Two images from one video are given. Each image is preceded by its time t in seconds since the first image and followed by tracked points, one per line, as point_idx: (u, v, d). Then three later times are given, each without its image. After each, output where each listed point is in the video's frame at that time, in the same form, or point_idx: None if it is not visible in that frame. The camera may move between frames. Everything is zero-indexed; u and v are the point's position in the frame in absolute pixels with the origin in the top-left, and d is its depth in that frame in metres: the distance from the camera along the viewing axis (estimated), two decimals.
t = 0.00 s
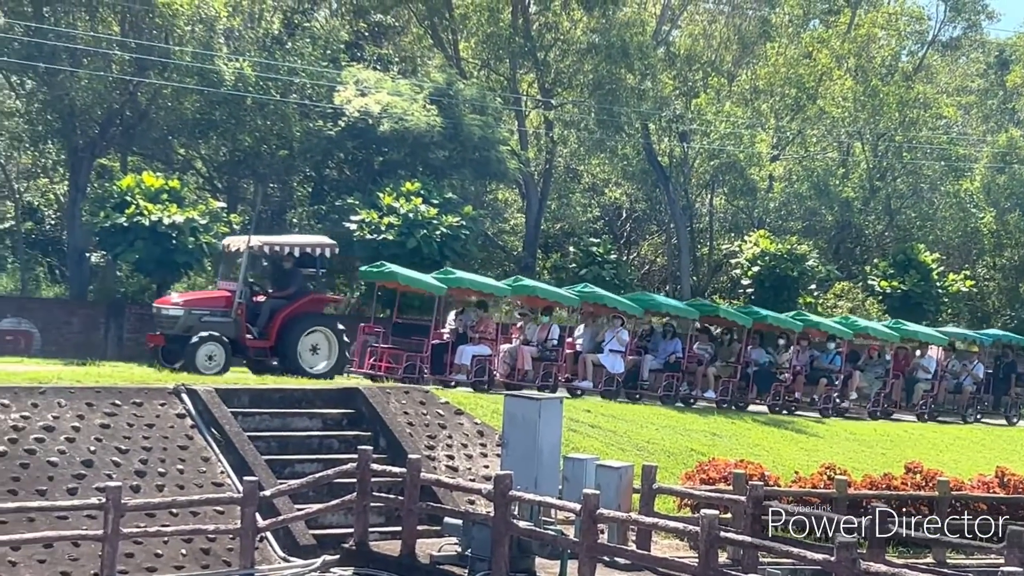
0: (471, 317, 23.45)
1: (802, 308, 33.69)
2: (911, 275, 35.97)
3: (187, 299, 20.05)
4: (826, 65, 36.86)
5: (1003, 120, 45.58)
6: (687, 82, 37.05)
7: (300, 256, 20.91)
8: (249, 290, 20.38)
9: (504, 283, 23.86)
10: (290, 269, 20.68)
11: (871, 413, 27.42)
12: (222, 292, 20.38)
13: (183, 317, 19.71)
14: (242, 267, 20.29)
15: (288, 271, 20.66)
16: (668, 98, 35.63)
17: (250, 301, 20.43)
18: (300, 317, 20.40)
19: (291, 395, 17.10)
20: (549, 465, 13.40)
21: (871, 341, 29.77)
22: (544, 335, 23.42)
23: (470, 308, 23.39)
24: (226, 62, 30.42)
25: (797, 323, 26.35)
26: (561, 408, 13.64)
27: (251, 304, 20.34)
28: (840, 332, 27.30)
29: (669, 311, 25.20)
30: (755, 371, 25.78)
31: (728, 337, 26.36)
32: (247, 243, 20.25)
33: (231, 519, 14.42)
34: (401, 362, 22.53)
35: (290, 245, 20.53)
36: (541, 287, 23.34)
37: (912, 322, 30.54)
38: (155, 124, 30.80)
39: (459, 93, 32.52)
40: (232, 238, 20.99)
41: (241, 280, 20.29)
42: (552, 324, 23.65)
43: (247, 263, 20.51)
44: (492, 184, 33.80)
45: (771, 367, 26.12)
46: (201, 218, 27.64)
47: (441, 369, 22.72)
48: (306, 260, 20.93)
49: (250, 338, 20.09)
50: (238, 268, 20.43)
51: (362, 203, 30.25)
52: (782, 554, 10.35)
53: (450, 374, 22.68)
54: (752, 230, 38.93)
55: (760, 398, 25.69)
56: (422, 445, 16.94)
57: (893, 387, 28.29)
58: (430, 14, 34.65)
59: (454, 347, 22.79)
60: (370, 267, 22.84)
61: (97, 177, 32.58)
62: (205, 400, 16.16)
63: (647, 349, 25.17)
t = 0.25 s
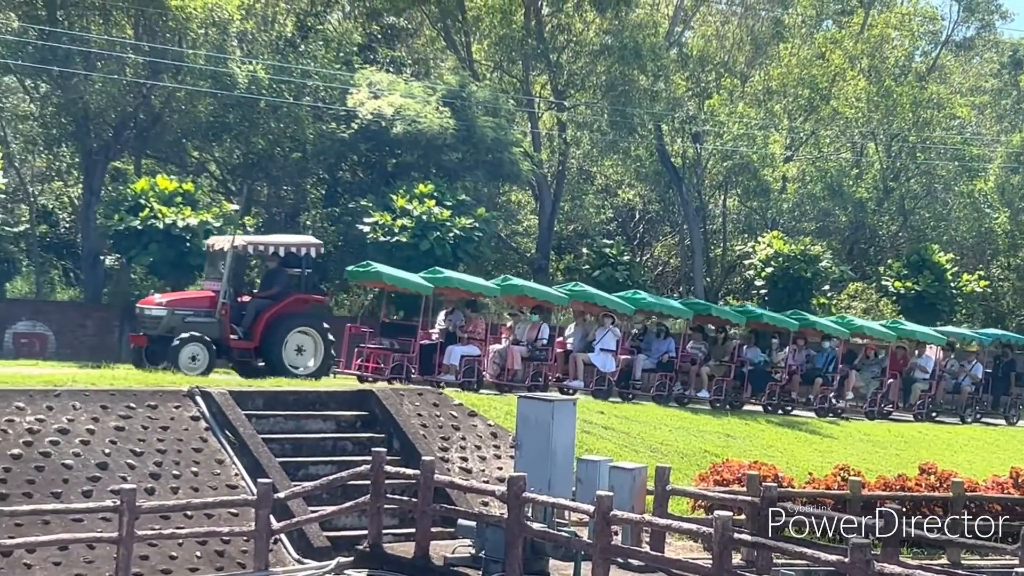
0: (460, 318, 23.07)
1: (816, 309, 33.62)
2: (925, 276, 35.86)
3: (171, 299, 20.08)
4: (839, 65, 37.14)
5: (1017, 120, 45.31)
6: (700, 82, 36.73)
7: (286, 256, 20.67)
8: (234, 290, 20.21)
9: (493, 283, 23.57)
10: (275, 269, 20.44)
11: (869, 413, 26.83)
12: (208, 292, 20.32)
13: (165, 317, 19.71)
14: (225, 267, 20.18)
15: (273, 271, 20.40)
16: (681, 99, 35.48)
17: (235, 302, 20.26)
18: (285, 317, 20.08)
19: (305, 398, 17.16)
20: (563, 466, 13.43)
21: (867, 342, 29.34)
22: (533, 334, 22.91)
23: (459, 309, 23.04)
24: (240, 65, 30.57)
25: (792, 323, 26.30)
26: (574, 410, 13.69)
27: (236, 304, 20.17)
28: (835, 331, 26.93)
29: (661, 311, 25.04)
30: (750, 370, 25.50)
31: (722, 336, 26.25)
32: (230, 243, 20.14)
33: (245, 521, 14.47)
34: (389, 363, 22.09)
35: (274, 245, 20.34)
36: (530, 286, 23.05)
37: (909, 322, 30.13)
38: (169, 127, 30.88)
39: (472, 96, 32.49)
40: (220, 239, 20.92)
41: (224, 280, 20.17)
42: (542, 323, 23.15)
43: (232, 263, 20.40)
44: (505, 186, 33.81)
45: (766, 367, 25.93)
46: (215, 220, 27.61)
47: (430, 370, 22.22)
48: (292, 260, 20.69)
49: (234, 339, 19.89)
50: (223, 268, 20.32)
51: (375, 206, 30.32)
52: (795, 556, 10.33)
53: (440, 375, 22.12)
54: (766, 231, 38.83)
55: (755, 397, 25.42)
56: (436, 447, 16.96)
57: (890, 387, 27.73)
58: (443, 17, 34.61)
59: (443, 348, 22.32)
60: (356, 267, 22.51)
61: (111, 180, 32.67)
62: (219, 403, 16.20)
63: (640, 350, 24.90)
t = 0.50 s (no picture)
0: (450, 318, 22.78)
1: (829, 310, 33.55)
2: (938, 277, 35.74)
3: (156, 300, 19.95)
4: (851, 66, 36.90)
5: None
6: (713, 84, 36.96)
7: (273, 256, 20.46)
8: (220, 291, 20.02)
9: (484, 283, 23.24)
10: (261, 269, 20.16)
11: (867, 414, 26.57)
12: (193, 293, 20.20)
13: (150, 319, 19.59)
14: (211, 268, 20.04)
15: (260, 271, 20.13)
16: (692, 101, 35.54)
17: (221, 304, 20.05)
18: (271, 318, 19.78)
19: (317, 400, 17.21)
20: (575, 468, 13.41)
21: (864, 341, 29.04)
22: (525, 335, 22.65)
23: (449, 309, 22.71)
24: (252, 67, 30.69)
25: (788, 323, 26.34)
26: (586, 411, 13.68)
27: (221, 305, 19.97)
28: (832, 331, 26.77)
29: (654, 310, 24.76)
30: (746, 370, 25.15)
31: (717, 336, 25.90)
32: (216, 243, 20.02)
33: (259, 523, 14.51)
34: (377, 363, 21.81)
35: (260, 245, 20.16)
36: (521, 285, 22.93)
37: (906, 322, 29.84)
38: (181, 130, 30.96)
39: (484, 97, 32.65)
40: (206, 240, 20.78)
41: (210, 281, 20.02)
42: (534, 324, 22.89)
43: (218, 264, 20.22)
44: (517, 188, 33.83)
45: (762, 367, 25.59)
46: (228, 223, 27.50)
47: (420, 371, 21.97)
48: (278, 261, 20.46)
49: (220, 340, 19.67)
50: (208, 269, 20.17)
51: (388, 208, 30.38)
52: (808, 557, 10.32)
53: (429, 375, 21.82)
54: (778, 232, 38.75)
55: (751, 398, 25.02)
56: (448, 449, 16.98)
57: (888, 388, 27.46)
58: (454, 19, 34.68)
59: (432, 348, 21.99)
60: (343, 267, 22.19)
61: (125, 183, 32.78)
62: (232, 405, 16.25)
63: (633, 349, 24.58)
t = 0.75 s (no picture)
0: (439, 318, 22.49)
1: (845, 312, 33.46)
2: (953, 278, 35.63)
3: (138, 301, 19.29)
4: (865, 67, 37.05)
5: None
6: (726, 85, 36.93)
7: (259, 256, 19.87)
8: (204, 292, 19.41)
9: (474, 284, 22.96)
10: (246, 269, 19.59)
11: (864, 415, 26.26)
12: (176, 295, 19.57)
13: (133, 319, 18.94)
14: (194, 269, 19.41)
15: (245, 271, 19.55)
16: (706, 103, 35.57)
17: (206, 305, 19.43)
18: (256, 319, 19.20)
19: (332, 403, 17.24)
20: (590, 471, 13.41)
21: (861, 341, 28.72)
22: (515, 336, 22.42)
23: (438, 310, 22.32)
24: (267, 71, 30.78)
25: (783, 322, 26.05)
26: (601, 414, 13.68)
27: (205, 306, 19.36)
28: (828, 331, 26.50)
29: (648, 309, 24.24)
30: (741, 370, 24.76)
31: (711, 335, 25.69)
32: (200, 243, 19.41)
33: (274, 526, 14.56)
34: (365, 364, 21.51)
35: (244, 244, 19.55)
36: (512, 285, 22.41)
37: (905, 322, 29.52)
38: (196, 134, 31.03)
39: (498, 100, 32.58)
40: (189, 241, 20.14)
41: (194, 282, 19.39)
42: (525, 325, 22.67)
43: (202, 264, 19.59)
44: (531, 190, 33.85)
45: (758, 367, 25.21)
46: (242, 226, 27.47)
47: (408, 372, 21.60)
48: (264, 261, 19.86)
49: (204, 341, 19.08)
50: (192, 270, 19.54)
51: (402, 210, 30.43)
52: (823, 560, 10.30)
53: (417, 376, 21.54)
54: (793, 234, 38.64)
55: (745, 398, 24.63)
56: (463, 451, 16.99)
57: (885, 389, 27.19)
58: (468, 22, 34.73)
59: (420, 349, 21.70)
60: (331, 266, 22.04)
61: (140, 187, 32.89)
62: (247, 408, 16.29)
63: (626, 349, 24.28)
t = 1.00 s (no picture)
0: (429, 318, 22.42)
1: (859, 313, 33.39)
2: (967, 279, 35.56)
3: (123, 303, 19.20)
4: (878, 68, 36.93)
5: None
6: (740, 86, 36.51)
7: (243, 258, 20.03)
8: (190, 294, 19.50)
9: (465, 283, 22.90)
10: (233, 271, 19.79)
11: (862, 416, 26.11)
12: (160, 296, 19.56)
13: (119, 321, 18.84)
14: (181, 270, 19.47)
15: (233, 273, 19.75)
16: (721, 103, 35.58)
17: (192, 306, 19.57)
18: (243, 320, 19.45)
19: (346, 405, 17.27)
20: (603, 472, 13.41)
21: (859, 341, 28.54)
22: (506, 336, 22.31)
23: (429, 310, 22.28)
24: (280, 74, 30.83)
25: (779, 321, 25.89)
26: (614, 415, 13.65)
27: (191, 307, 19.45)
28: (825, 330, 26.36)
29: (642, 309, 24.24)
30: (736, 370, 24.72)
31: (706, 335, 25.60)
32: (187, 245, 19.48)
33: (288, 528, 14.61)
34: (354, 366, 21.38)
35: (231, 246, 19.67)
36: (502, 286, 22.31)
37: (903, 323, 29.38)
38: (210, 137, 31.09)
39: (511, 102, 32.89)
40: (172, 241, 20.18)
41: (180, 284, 19.44)
42: (516, 325, 22.55)
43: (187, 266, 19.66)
44: (544, 192, 33.89)
45: (754, 366, 25.04)
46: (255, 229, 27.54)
47: (399, 373, 21.51)
48: (249, 262, 20.04)
49: (191, 343, 19.19)
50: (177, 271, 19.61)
51: (415, 213, 30.49)
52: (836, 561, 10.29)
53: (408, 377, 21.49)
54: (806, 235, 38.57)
55: (741, 398, 24.56)
56: (476, 453, 17.02)
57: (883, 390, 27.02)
58: (481, 24, 34.80)
59: (410, 349, 21.63)
60: (321, 267, 22.06)
61: (154, 190, 33.00)
62: (261, 410, 16.32)
63: (619, 348, 24.34)
